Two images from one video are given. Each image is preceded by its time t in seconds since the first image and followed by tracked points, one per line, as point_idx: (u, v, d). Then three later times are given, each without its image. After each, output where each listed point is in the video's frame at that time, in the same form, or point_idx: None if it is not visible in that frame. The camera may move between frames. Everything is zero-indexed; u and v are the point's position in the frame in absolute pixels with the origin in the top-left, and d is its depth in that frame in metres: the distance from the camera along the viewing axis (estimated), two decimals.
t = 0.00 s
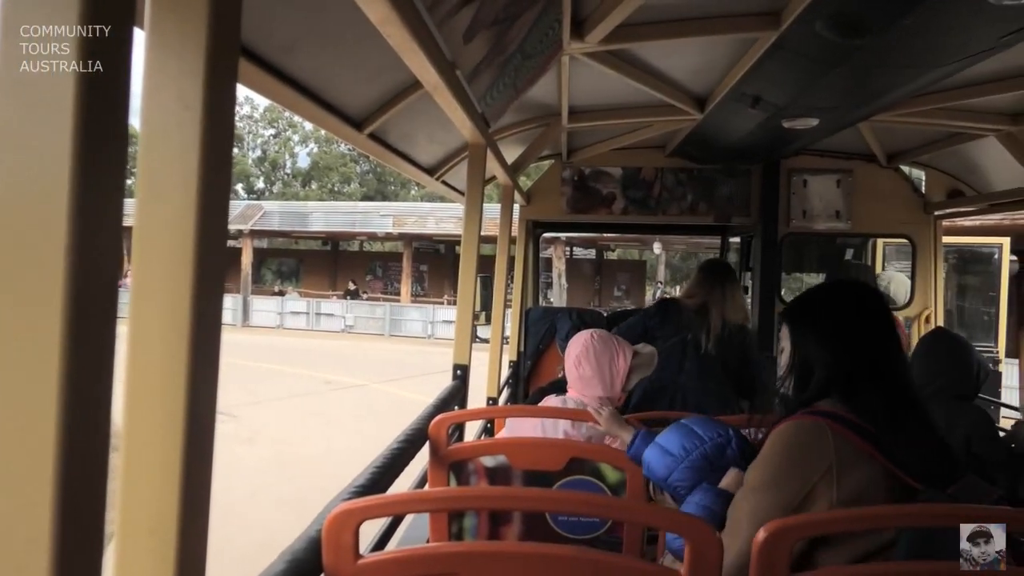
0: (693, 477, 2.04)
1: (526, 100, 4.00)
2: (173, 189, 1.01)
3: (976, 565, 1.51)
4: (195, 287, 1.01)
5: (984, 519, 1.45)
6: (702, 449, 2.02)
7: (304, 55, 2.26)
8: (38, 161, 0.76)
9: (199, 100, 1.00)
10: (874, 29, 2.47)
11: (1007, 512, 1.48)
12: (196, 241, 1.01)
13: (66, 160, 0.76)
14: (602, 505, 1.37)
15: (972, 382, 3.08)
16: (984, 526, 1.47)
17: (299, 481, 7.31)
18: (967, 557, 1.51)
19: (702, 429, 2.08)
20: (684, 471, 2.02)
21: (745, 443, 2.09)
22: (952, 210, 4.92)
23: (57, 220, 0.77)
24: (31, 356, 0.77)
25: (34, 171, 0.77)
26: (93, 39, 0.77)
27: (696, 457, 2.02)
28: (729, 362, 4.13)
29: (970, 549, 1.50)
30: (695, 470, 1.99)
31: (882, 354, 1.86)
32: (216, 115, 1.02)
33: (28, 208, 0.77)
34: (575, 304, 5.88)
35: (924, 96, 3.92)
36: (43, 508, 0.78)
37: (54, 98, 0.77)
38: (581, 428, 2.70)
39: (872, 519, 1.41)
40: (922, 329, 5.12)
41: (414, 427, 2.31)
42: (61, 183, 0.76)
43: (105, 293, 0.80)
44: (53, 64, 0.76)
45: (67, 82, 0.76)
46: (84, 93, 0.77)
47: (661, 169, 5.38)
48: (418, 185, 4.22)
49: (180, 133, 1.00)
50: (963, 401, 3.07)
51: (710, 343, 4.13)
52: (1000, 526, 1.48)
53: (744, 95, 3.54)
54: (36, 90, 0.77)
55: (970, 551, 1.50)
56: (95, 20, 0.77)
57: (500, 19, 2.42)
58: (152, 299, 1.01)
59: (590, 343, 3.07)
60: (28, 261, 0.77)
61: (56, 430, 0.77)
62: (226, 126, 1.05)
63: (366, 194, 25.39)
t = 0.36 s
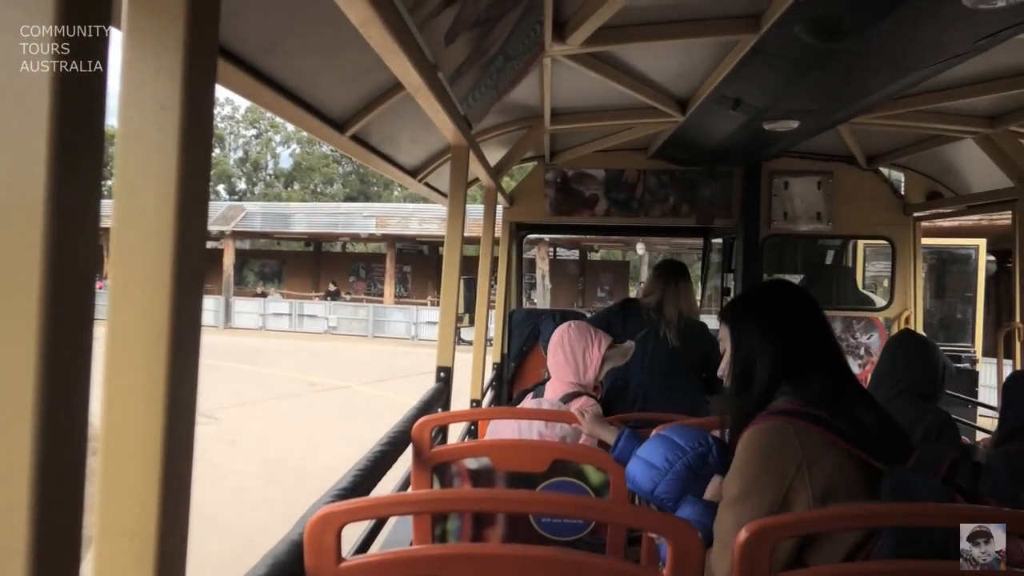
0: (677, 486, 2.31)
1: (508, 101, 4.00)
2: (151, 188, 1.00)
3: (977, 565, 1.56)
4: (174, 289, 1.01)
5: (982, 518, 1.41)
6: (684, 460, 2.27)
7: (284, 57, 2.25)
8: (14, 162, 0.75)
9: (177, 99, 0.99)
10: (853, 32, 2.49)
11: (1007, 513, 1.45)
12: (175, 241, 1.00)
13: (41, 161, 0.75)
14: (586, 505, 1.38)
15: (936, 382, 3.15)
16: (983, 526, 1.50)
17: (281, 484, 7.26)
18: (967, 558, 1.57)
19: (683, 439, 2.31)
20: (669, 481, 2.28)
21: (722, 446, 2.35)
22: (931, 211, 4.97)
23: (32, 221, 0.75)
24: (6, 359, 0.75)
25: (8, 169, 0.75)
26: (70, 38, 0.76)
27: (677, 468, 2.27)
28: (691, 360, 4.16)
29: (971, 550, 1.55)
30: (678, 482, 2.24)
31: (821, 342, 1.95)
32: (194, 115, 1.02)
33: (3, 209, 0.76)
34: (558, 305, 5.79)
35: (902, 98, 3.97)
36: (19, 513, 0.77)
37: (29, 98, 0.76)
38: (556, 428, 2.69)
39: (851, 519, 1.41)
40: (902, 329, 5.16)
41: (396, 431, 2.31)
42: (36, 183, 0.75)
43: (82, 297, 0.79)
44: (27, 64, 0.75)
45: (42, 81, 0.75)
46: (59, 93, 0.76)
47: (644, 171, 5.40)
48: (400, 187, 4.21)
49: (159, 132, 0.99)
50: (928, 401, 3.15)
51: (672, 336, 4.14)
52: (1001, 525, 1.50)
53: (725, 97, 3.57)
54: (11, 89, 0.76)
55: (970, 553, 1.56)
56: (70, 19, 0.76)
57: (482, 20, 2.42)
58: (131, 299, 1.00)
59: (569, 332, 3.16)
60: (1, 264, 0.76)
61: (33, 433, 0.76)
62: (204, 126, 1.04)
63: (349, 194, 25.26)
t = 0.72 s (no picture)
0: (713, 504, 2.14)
1: (511, 103, 4.00)
2: (152, 187, 1.00)
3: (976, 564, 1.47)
4: (176, 289, 1.01)
5: (984, 519, 1.40)
6: (722, 479, 2.07)
7: (288, 57, 2.25)
8: (14, 162, 0.75)
9: (177, 99, 0.99)
10: (857, 33, 2.49)
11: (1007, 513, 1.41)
12: (178, 242, 1.00)
13: (42, 161, 0.75)
14: (586, 507, 1.38)
15: (942, 386, 3.15)
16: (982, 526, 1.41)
17: (285, 485, 7.25)
18: (967, 558, 1.48)
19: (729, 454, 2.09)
20: (704, 498, 2.11)
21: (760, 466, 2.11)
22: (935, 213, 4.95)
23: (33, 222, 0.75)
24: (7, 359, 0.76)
25: (8, 170, 0.75)
26: (70, 38, 0.76)
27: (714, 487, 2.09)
28: (681, 357, 4.25)
29: (970, 550, 1.45)
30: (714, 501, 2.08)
31: (823, 353, 1.86)
32: (196, 115, 1.01)
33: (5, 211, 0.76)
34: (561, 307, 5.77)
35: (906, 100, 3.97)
36: (18, 514, 0.76)
37: (30, 100, 0.76)
38: (551, 429, 2.70)
39: (866, 519, 1.36)
40: (906, 331, 5.14)
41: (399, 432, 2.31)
42: (36, 184, 0.75)
43: (82, 300, 0.79)
44: (28, 64, 0.74)
45: (42, 81, 0.75)
46: (60, 93, 0.76)
47: (647, 173, 5.40)
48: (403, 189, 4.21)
49: (160, 133, 0.99)
50: (934, 405, 3.15)
51: (659, 334, 4.21)
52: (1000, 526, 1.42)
53: (728, 99, 3.57)
54: (12, 89, 0.76)
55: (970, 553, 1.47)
56: (72, 19, 0.76)
57: (485, 22, 2.42)
58: (133, 299, 1.00)
59: (570, 309, 3.45)
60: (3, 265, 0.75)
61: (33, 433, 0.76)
62: (207, 127, 1.04)
63: (352, 195, 25.28)
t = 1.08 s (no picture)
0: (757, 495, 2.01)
1: (512, 103, 4.00)
2: (153, 188, 1.00)
3: (976, 565, 1.45)
4: (176, 290, 1.01)
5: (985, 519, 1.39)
6: (768, 472, 1.96)
7: (289, 57, 2.25)
8: (13, 163, 0.75)
9: (179, 104, 0.99)
10: (858, 33, 2.48)
11: (1007, 512, 1.40)
12: (177, 242, 1.01)
13: (42, 162, 0.75)
14: (586, 505, 1.38)
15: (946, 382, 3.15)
16: (984, 526, 1.41)
17: (286, 486, 7.26)
18: (966, 557, 1.46)
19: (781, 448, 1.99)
20: (748, 487, 2.00)
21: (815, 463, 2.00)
22: (936, 213, 4.95)
23: (32, 223, 0.75)
24: (6, 362, 0.76)
25: (8, 171, 0.75)
26: (70, 38, 0.76)
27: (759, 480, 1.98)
28: (689, 355, 4.27)
29: (970, 550, 1.44)
30: (755, 491, 1.97)
31: (885, 364, 1.76)
32: (196, 115, 1.01)
33: (5, 213, 0.76)
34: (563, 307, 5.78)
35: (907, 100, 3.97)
36: (16, 517, 0.76)
37: (30, 100, 0.76)
38: (553, 427, 2.69)
39: (858, 519, 1.35)
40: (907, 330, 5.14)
41: (399, 432, 2.31)
42: (35, 186, 0.75)
43: (82, 300, 0.79)
44: (27, 65, 0.75)
45: (42, 82, 0.75)
46: (60, 94, 0.76)
47: (648, 172, 5.40)
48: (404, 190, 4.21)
49: (159, 133, 0.99)
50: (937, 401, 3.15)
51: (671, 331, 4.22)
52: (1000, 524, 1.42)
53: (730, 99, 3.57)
54: (12, 90, 0.76)
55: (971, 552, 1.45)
56: (72, 20, 0.76)
57: (485, 22, 2.43)
58: (132, 299, 1.00)
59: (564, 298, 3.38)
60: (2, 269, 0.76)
61: (33, 435, 0.76)
62: (207, 129, 1.04)
63: (354, 196, 25.29)
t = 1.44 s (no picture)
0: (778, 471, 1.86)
1: (507, 104, 4.01)
2: (148, 188, 1.00)
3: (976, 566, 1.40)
4: (171, 289, 1.01)
5: (984, 518, 1.36)
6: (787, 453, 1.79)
7: (284, 57, 2.25)
8: (10, 161, 0.75)
9: (174, 103, 0.99)
10: (852, 34, 2.49)
11: (1008, 511, 1.38)
12: (172, 241, 1.00)
13: (38, 162, 0.75)
14: (583, 505, 1.38)
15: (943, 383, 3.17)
16: (984, 526, 1.38)
17: (281, 487, 7.24)
18: (965, 557, 1.41)
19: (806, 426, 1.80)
20: (767, 465, 1.84)
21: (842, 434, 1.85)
22: (929, 214, 4.97)
23: (29, 223, 0.75)
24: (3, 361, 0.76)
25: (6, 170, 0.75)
26: (69, 38, 0.76)
27: (780, 459, 1.81)
28: (689, 359, 4.23)
29: (970, 549, 1.39)
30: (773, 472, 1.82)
31: (927, 357, 1.62)
32: (191, 116, 1.01)
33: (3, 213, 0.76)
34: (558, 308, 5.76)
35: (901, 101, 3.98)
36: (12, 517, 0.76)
37: (26, 100, 0.76)
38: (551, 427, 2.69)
39: (859, 518, 1.33)
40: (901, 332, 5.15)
41: (394, 433, 2.31)
42: (31, 186, 0.75)
43: (79, 299, 0.79)
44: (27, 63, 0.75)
45: (40, 82, 0.75)
46: (57, 93, 0.76)
47: (643, 173, 5.40)
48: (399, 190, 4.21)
49: (155, 133, 1.00)
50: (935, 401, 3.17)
51: (674, 331, 4.20)
52: (1001, 524, 1.38)
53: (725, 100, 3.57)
54: (10, 89, 0.76)
55: (970, 552, 1.40)
56: (69, 19, 0.76)
57: (481, 22, 2.42)
58: (129, 298, 1.01)
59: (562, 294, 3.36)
60: None
61: (29, 432, 0.76)
62: (202, 128, 1.04)
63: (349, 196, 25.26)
